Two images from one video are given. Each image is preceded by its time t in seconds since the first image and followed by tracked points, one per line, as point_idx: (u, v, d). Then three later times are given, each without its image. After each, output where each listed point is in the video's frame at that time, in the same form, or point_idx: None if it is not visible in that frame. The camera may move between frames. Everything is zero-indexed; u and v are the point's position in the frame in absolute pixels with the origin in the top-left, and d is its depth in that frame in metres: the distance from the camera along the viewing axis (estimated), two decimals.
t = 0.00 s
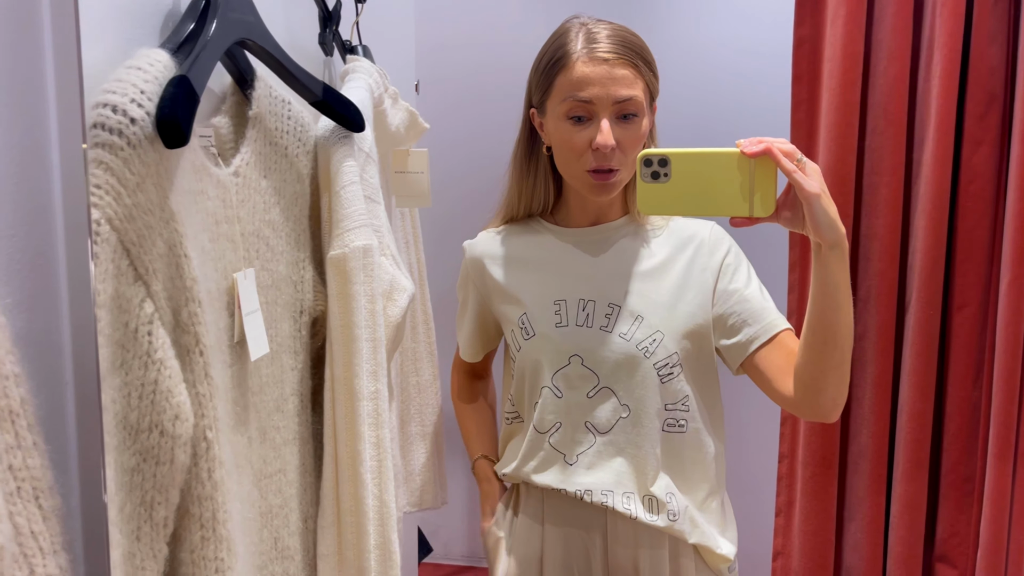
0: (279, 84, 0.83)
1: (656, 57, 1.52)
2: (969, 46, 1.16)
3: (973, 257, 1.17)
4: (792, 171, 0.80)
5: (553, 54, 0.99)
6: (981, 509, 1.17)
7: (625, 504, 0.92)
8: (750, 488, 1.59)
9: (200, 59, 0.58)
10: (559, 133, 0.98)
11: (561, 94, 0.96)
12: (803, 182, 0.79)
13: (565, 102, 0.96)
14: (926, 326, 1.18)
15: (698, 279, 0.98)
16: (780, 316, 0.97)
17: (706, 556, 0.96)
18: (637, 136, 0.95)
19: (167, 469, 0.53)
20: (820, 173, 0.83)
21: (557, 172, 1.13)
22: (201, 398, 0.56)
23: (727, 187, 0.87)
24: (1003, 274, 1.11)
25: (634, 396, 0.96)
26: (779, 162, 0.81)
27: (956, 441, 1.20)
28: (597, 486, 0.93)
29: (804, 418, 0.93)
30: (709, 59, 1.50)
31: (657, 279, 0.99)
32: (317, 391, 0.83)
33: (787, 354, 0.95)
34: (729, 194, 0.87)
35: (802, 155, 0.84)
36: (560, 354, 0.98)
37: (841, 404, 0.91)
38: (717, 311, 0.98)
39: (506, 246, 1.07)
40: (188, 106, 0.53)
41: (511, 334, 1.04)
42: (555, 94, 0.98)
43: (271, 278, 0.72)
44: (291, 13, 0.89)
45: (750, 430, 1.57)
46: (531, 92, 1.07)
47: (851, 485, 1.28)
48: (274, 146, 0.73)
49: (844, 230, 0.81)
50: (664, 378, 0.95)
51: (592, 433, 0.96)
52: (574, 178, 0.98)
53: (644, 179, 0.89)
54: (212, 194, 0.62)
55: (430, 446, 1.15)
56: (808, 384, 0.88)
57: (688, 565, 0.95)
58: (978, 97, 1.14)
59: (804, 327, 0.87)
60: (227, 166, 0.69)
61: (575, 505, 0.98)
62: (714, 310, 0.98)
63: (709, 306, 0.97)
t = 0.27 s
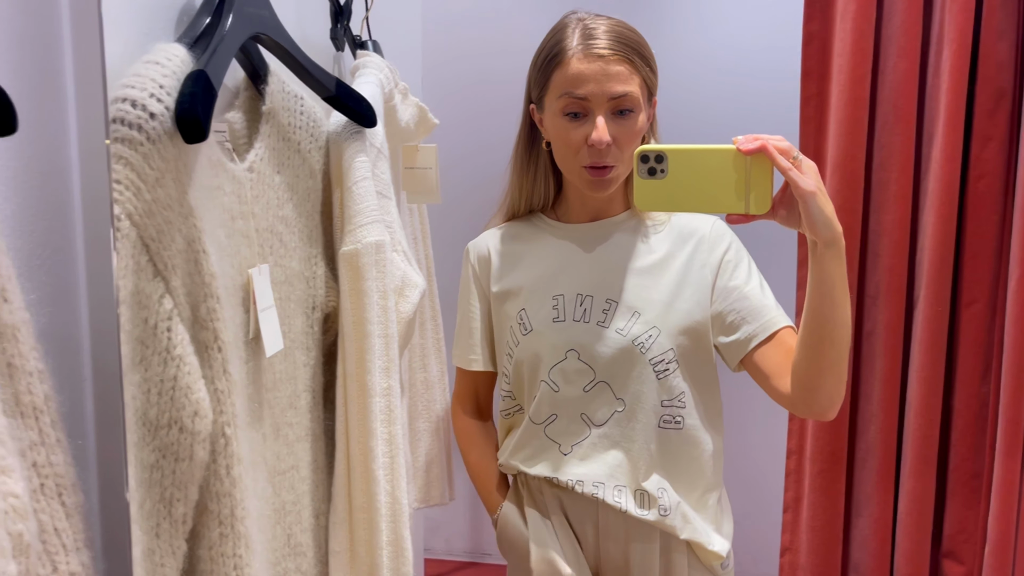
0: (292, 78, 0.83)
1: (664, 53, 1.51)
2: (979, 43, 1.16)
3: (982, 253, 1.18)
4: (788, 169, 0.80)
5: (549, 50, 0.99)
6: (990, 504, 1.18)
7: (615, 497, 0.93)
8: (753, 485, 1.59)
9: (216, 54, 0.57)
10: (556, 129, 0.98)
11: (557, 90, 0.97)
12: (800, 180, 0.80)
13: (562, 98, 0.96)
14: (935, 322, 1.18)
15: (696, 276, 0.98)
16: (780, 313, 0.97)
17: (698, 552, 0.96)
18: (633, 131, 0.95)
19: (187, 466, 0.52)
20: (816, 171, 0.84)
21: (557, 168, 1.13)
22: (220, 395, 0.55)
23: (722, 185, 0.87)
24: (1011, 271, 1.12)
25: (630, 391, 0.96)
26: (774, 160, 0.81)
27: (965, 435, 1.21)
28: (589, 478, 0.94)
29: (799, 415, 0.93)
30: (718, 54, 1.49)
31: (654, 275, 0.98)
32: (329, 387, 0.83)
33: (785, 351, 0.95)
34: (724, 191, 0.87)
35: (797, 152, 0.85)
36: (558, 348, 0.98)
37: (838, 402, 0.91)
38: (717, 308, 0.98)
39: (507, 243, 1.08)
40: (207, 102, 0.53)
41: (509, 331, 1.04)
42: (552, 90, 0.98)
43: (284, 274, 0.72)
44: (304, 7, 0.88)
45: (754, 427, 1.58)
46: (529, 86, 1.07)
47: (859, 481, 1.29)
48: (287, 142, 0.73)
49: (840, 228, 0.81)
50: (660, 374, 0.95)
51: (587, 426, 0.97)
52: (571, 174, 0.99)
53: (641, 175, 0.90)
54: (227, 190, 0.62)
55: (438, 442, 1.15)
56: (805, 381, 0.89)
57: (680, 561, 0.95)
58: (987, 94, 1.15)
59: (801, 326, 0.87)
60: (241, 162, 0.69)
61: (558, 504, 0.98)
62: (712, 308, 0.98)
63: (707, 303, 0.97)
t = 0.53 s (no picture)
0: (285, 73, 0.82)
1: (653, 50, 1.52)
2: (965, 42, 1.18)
3: (968, 249, 1.19)
4: (772, 166, 0.83)
5: (532, 45, 1.00)
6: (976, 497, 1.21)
7: (600, 490, 0.95)
8: (737, 479, 1.61)
9: (212, 49, 0.57)
10: (539, 123, 0.99)
11: (542, 84, 0.98)
12: (785, 176, 0.83)
13: (546, 92, 0.97)
14: (922, 317, 1.20)
15: (675, 270, 1.00)
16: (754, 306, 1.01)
17: (681, 535, 0.99)
18: (617, 125, 0.96)
19: (184, 462, 0.52)
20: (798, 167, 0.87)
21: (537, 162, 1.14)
22: (217, 391, 0.55)
23: (708, 181, 0.88)
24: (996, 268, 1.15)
25: (614, 385, 0.97)
26: (760, 157, 0.84)
27: (951, 430, 1.22)
28: (574, 471, 0.96)
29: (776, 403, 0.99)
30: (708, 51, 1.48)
31: (635, 271, 1.00)
32: (323, 384, 0.83)
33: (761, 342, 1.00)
34: (710, 187, 0.88)
35: (780, 149, 0.87)
36: (542, 345, 0.98)
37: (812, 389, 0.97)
38: (694, 301, 1.01)
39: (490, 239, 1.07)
40: (205, 97, 0.52)
41: (491, 329, 1.03)
42: (535, 86, 0.99)
43: (278, 270, 0.72)
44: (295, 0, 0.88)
45: (739, 422, 1.60)
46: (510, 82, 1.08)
47: (847, 476, 1.31)
48: (281, 137, 0.73)
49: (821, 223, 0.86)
50: (643, 367, 0.97)
51: (571, 420, 0.98)
52: (555, 168, 1.00)
53: (626, 172, 0.90)
54: (222, 185, 0.62)
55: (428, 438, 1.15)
56: (783, 370, 0.94)
57: (665, 543, 0.97)
58: (974, 91, 1.16)
59: (779, 317, 0.93)
60: (235, 157, 0.69)
61: (539, 497, 0.99)
62: (690, 300, 1.01)
63: (686, 296, 1.00)
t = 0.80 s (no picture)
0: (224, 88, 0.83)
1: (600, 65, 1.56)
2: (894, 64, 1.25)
3: (898, 261, 1.26)
4: (733, 169, 0.88)
5: (489, 61, 1.03)
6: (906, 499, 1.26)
7: (558, 490, 0.97)
8: (683, 482, 1.66)
9: (145, 69, 0.58)
10: (498, 135, 1.01)
11: (499, 98, 1.00)
12: (745, 179, 0.88)
13: (504, 105, 0.99)
14: (854, 325, 1.26)
15: (631, 276, 1.03)
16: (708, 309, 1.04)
17: (635, 539, 1.01)
18: (573, 134, 0.99)
19: (112, 474, 0.53)
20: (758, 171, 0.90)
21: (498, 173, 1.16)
22: (146, 404, 0.57)
23: (671, 184, 0.92)
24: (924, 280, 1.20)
25: (573, 387, 1.00)
26: (721, 161, 0.88)
27: (882, 435, 1.28)
28: (534, 472, 0.98)
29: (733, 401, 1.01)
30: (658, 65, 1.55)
31: (594, 277, 1.03)
32: (262, 394, 0.84)
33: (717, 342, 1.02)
34: (673, 189, 0.92)
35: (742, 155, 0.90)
36: (504, 347, 1.01)
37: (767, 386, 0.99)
38: (651, 305, 1.03)
39: (455, 247, 1.09)
40: (136, 116, 0.54)
41: (453, 333, 1.05)
42: (494, 99, 1.01)
43: (215, 283, 0.73)
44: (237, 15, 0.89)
45: (684, 425, 1.65)
46: (468, 97, 1.10)
47: (784, 478, 1.36)
48: (219, 152, 0.74)
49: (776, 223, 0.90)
50: (601, 370, 1.00)
51: (533, 421, 1.00)
52: (514, 178, 1.02)
53: (593, 176, 0.95)
54: (157, 201, 0.63)
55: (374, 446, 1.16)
56: (741, 366, 0.96)
57: (619, 546, 1.00)
58: (902, 110, 1.23)
59: (736, 315, 0.95)
60: (172, 173, 0.70)
61: (501, 499, 1.01)
62: (645, 305, 1.03)
63: (643, 301, 1.03)
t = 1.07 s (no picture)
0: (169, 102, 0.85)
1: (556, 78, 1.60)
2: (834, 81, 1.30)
3: (839, 272, 1.30)
4: (707, 175, 0.91)
5: (477, 81, 1.06)
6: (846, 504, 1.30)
7: (559, 493, 0.99)
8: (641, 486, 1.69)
9: (80, 86, 0.60)
10: (489, 151, 1.04)
11: (488, 115, 1.03)
12: (718, 185, 0.90)
13: (493, 122, 1.03)
14: (796, 334, 1.30)
15: (621, 286, 1.07)
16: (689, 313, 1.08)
17: (622, 537, 1.05)
18: (561, 147, 1.02)
19: (43, 478, 0.55)
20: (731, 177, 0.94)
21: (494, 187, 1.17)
22: (79, 410, 0.58)
23: (650, 192, 0.96)
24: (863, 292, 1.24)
25: (570, 393, 1.02)
26: (696, 168, 0.91)
27: (825, 439, 1.32)
28: (534, 477, 1.00)
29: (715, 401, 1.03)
30: (614, 86, 1.61)
31: (588, 288, 1.06)
32: (206, 402, 0.85)
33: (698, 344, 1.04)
34: (652, 196, 0.96)
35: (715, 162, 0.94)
36: (504, 355, 1.03)
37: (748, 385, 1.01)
38: (639, 313, 1.07)
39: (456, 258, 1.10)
40: (68, 131, 0.56)
41: (451, 343, 1.06)
42: (483, 116, 1.05)
43: (158, 292, 0.75)
44: (185, 30, 0.91)
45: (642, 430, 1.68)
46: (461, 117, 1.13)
47: (731, 482, 1.40)
48: (163, 165, 0.76)
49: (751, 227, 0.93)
50: (596, 375, 1.03)
51: (534, 428, 1.02)
52: (507, 191, 1.04)
53: (574, 184, 0.98)
54: (95, 214, 0.64)
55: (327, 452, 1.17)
56: (721, 366, 0.98)
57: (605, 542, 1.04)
58: (841, 126, 1.28)
59: (715, 318, 0.98)
60: (113, 184, 0.71)
61: (505, 501, 1.03)
62: (634, 312, 1.06)
63: (632, 310, 1.06)
